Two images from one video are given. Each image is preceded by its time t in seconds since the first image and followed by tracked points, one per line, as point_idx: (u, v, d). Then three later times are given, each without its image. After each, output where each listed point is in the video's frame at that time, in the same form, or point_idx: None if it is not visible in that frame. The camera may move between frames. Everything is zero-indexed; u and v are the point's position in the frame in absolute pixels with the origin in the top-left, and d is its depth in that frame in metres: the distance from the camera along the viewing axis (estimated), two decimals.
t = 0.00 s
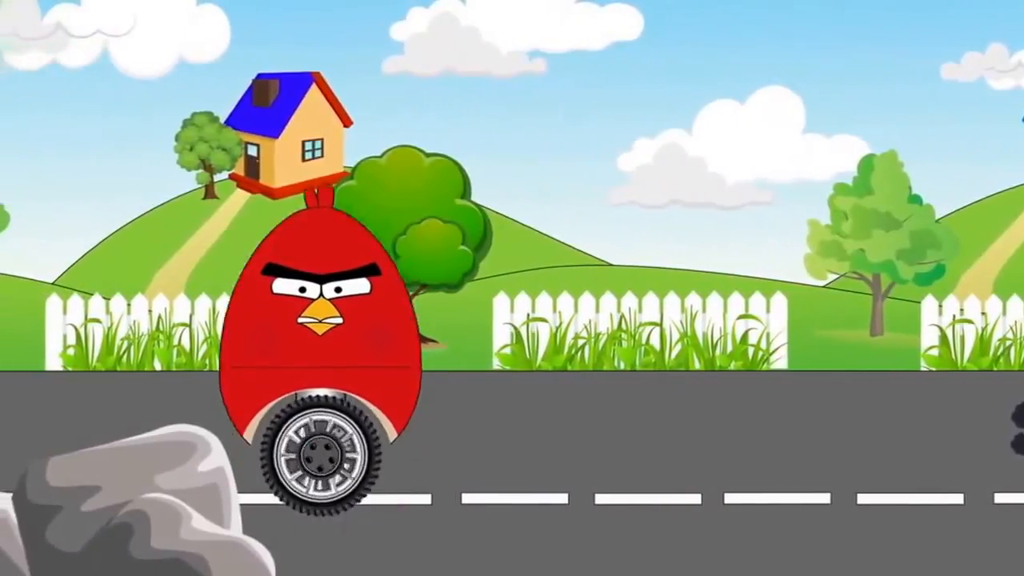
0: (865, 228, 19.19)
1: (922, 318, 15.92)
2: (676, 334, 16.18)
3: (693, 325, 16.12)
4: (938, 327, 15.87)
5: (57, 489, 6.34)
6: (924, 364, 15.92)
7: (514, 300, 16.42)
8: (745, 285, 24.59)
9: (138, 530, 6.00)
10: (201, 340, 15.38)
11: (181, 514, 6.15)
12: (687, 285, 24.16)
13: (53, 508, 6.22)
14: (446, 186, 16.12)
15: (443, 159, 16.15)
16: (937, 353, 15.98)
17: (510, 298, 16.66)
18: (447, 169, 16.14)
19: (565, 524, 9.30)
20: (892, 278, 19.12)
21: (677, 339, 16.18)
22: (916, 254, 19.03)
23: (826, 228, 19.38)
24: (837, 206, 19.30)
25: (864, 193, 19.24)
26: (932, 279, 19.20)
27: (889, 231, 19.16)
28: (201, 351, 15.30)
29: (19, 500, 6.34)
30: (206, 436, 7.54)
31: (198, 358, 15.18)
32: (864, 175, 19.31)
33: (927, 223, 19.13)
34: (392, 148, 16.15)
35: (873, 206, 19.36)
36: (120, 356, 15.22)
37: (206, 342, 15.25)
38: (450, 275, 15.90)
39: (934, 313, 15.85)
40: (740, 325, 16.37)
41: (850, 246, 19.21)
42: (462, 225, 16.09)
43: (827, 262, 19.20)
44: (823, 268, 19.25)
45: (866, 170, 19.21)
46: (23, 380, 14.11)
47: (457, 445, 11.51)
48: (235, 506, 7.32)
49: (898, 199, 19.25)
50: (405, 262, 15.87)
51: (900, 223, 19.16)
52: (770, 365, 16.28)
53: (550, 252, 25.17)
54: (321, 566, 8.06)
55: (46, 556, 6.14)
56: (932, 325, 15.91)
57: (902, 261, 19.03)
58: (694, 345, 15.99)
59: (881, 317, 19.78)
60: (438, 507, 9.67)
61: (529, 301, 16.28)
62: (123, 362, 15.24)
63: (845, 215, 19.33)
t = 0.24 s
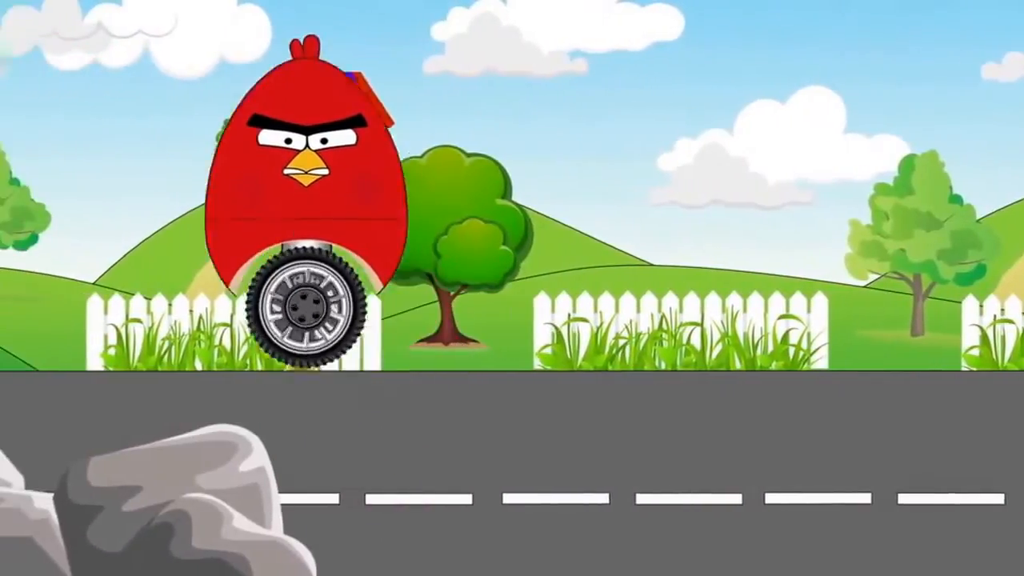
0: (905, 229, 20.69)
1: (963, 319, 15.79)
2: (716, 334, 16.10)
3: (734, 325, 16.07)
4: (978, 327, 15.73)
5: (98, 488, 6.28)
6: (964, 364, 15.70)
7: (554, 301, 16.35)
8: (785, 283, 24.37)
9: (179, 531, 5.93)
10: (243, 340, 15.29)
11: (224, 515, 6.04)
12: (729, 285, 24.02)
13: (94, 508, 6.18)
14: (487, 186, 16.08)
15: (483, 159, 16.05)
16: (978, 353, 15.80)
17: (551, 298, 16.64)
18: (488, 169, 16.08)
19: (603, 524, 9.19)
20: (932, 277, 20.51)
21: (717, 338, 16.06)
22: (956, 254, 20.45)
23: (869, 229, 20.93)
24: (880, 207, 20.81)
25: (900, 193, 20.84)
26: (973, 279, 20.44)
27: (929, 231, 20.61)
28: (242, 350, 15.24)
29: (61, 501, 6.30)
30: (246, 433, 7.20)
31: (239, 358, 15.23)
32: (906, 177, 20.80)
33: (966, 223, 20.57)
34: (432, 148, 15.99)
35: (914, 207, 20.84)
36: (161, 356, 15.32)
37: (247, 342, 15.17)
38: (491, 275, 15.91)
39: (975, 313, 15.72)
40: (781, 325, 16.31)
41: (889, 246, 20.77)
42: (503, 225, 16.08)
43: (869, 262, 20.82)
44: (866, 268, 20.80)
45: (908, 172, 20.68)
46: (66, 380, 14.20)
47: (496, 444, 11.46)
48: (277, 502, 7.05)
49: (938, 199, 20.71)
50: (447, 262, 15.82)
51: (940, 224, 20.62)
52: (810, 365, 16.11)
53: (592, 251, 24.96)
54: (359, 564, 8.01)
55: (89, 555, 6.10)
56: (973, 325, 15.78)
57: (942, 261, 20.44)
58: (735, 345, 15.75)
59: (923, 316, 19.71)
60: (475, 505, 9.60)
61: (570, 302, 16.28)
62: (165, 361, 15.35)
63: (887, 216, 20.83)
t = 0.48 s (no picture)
0: (946, 229, 20.44)
1: (1004, 318, 15.56)
2: (758, 334, 16.03)
3: (774, 325, 16.06)
4: (1019, 326, 15.51)
5: (139, 488, 6.24)
6: (1005, 364, 15.48)
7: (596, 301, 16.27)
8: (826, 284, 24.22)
9: (220, 530, 5.87)
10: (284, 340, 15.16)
11: (264, 514, 5.97)
12: (771, 285, 23.80)
13: (135, 508, 6.14)
14: (528, 186, 16.01)
15: (525, 159, 16.04)
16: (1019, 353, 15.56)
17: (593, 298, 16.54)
18: (530, 170, 16.03)
19: (640, 523, 9.09)
20: (973, 278, 20.23)
21: (758, 339, 15.99)
22: (997, 254, 20.12)
23: (909, 230, 20.69)
24: (921, 207, 20.53)
25: (943, 194, 20.49)
26: (1015, 279, 20.10)
27: (970, 231, 20.34)
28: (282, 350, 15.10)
29: (101, 501, 6.25)
30: (287, 434, 7.15)
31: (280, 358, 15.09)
32: (947, 176, 20.56)
33: (1007, 222, 20.23)
34: (473, 148, 16.05)
35: (955, 207, 20.58)
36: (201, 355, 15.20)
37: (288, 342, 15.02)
38: (532, 275, 15.71)
39: (1015, 313, 15.51)
40: (822, 325, 16.27)
41: (930, 246, 20.49)
42: (544, 225, 15.96)
43: (910, 262, 20.54)
44: (907, 269, 20.53)
45: (948, 171, 20.44)
46: (107, 379, 14.24)
47: (536, 443, 11.37)
48: (318, 505, 6.96)
49: (979, 199, 20.42)
50: (487, 262, 15.78)
51: (981, 223, 20.33)
52: (852, 365, 15.90)
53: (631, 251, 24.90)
54: (393, 563, 7.96)
55: (130, 555, 6.03)
56: (1014, 324, 15.55)
57: (982, 261, 20.15)
58: (776, 346, 15.49)
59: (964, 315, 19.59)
60: (511, 505, 9.52)
61: (611, 302, 16.19)
62: (204, 361, 15.21)
63: (927, 216, 20.57)
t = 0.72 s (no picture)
0: (986, 229, 19.59)
1: None
2: (798, 334, 15.82)
3: (816, 325, 15.85)
4: None
5: (181, 488, 6.25)
6: None
7: (637, 300, 16.16)
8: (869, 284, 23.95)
9: (261, 530, 5.83)
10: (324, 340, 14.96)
11: (305, 513, 5.94)
12: (812, 285, 23.57)
13: (176, 508, 6.13)
14: (569, 186, 15.91)
15: (565, 159, 15.93)
16: None
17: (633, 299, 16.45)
18: (570, 170, 15.93)
19: (680, 523, 9.00)
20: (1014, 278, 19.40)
21: (798, 339, 15.80)
22: None
23: (948, 230, 19.92)
24: (960, 207, 19.73)
25: (982, 194, 19.67)
26: None
27: (1011, 232, 19.48)
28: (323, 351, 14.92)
29: (144, 501, 6.26)
30: (330, 435, 7.11)
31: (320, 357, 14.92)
32: (987, 176, 19.70)
33: None
34: (514, 148, 15.96)
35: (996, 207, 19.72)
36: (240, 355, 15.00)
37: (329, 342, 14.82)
38: (573, 275, 15.63)
39: None
40: (863, 325, 16.07)
41: (971, 246, 19.70)
42: (585, 225, 15.87)
43: (950, 262, 19.82)
44: (947, 269, 19.86)
45: (988, 170, 19.61)
46: (148, 379, 14.27)
47: (575, 442, 11.28)
48: (359, 506, 6.87)
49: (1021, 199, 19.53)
50: (528, 262, 15.67)
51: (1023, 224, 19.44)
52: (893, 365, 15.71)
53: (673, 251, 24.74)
54: (430, 563, 7.89)
55: (171, 555, 6.00)
56: None
57: None
58: (816, 345, 15.37)
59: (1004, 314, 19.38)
60: (548, 505, 9.43)
61: (652, 302, 16.08)
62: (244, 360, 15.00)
63: (967, 216, 19.76)
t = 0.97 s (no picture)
0: None
1: None
2: (839, 334, 15.70)
3: (857, 325, 15.76)
4: None
5: (222, 488, 6.23)
6: None
7: (678, 300, 16.04)
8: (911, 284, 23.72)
9: (302, 531, 5.80)
10: (365, 340, 14.91)
11: (345, 513, 5.90)
12: (853, 285, 23.37)
13: (217, 508, 6.11)
14: (611, 186, 15.83)
15: (607, 159, 15.84)
16: None
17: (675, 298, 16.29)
18: (612, 170, 15.83)
19: (721, 523, 8.88)
20: None
21: (840, 339, 15.67)
22: None
23: (990, 229, 21.17)
24: (1002, 208, 21.00)
25: None
26: None
27: None
28: (364, 350, 14.86)
29: (184, 501, 6.24)
30: (368, 433, 7.04)
31: (362, 358, 14.74)
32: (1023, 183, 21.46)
33: None
34: (555, 148, 15.90)
35: None
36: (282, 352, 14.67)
37: (370, 341, 14.82)
38: (614, 275, 15.53)
39: None
40: (904, 325, 15.95)
41: (1011, 245, 21.02)
42: (626, 225, 15.78)
43: (992, 261, 21.10)
44: (988, 267, 21.12)
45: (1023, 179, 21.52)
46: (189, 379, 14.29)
47: (616, 442, 11.19)
48: (399, 506, 6.86)
49: None
50: (570, 262, 15.58)
51: None
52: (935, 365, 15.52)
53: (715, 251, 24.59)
54: (467, 563, 7.85)
55: (211, 554, 5.97)
56: None
57: None
58: (857, 345, 15.18)
59: None
60: (588, 504, 9.36)
61: (693, 302, 15.97)
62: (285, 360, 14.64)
63: (1008, 217, 21.08)
